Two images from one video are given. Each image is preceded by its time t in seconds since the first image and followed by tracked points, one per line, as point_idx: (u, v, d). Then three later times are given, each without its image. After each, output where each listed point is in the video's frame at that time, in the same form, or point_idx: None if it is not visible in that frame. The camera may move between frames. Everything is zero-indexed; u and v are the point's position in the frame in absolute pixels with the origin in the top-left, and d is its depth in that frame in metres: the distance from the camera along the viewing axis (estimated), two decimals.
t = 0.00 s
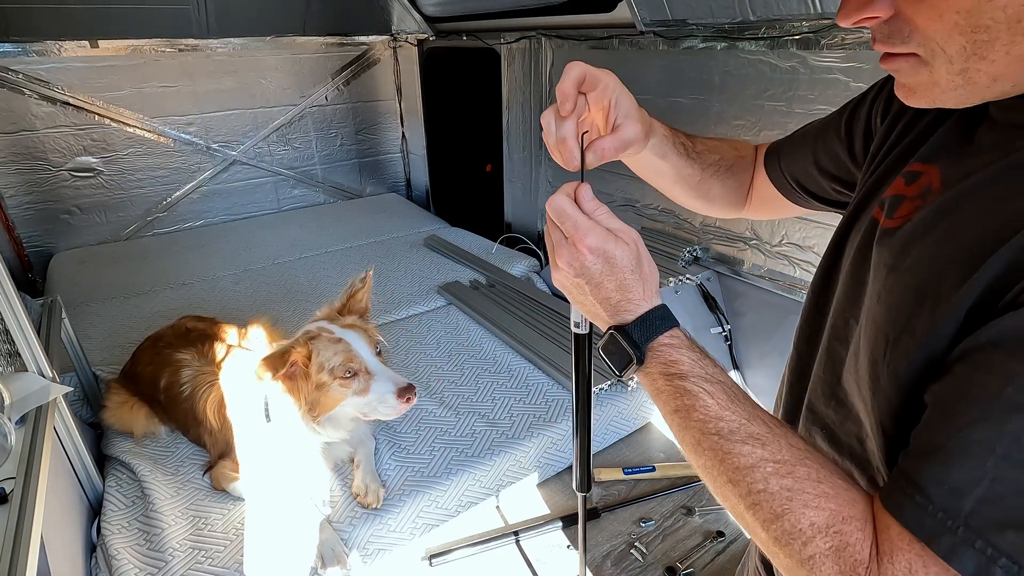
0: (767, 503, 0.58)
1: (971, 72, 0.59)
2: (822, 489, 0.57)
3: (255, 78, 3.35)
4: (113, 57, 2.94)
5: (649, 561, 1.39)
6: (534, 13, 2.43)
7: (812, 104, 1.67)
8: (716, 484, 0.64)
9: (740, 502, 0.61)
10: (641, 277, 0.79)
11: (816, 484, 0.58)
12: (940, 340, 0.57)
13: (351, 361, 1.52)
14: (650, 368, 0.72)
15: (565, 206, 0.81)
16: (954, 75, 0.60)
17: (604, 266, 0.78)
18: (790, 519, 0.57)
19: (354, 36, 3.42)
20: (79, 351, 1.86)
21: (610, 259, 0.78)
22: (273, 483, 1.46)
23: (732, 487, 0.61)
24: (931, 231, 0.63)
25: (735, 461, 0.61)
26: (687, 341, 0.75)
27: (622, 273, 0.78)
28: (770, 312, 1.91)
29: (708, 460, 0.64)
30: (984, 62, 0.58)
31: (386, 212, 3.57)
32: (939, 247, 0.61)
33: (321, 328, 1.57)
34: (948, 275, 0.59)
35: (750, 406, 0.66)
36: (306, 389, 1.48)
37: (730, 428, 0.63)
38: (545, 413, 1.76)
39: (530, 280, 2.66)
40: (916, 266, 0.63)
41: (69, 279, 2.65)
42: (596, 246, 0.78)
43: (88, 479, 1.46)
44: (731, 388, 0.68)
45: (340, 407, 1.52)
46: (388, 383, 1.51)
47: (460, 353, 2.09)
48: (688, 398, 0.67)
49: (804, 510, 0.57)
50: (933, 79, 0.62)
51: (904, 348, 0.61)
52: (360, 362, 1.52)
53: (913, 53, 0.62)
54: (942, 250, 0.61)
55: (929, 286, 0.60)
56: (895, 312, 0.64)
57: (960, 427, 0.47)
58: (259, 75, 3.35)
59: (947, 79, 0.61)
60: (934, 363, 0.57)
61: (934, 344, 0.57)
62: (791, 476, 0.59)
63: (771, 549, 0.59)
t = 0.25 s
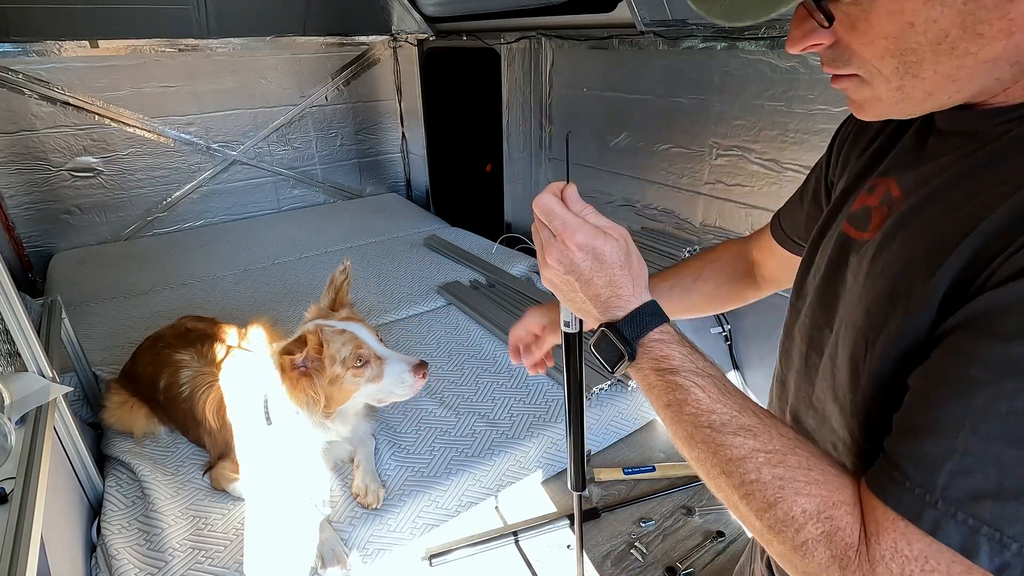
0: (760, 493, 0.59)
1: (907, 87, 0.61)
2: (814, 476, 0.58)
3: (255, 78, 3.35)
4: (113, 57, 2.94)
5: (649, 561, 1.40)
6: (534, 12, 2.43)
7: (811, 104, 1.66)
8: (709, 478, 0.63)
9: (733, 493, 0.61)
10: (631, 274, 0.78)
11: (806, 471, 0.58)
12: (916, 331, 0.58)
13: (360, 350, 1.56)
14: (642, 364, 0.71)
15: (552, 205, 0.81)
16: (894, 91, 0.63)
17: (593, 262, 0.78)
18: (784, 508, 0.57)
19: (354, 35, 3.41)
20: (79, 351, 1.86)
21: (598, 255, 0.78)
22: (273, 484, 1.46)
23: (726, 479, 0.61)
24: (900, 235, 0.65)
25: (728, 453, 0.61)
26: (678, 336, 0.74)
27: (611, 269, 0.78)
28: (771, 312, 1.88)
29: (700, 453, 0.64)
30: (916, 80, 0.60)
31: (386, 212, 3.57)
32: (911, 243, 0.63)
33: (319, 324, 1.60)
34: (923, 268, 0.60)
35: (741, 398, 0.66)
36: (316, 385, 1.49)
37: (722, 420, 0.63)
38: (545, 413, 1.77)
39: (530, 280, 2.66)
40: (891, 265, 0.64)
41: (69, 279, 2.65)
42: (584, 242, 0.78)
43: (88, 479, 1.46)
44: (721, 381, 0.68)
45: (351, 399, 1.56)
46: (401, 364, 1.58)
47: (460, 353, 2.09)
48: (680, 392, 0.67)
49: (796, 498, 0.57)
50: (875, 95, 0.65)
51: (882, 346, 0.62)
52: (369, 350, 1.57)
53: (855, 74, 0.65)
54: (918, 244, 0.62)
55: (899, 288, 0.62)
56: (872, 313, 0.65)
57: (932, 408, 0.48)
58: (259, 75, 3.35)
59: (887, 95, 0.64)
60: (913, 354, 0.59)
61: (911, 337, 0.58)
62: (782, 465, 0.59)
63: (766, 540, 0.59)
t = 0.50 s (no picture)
0: (757, 470, 0.59)
1: (828, 100, 0.67)
2: (808, 451, 0.58)
3: (255, 78, 3.34)
4: (113, 57, 2.94)
5: (649, 561, 1.40)
6: (534, 12, 2.43)
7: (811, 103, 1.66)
8: (705, 459, 0.63)
9: (730, 474, 0.61)
10: (620, 267, 0.79)
11: (800, 446, 0.59)
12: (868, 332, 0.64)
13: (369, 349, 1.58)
14: (635, 355, 0.72)
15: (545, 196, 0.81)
16: (815, 104, 0.68)
17: (582, 255, 0.78)
18: (781, 483, 0.57)
19: (354, 35, 3.41)
20: (79, 351, 1.86)
21: (587, 248, 0.78)
22: (273, 484, 1.45)
23: (723, 461, 0.61)
24: (843, 248, 0.72)
25: (724, 434, 0.61)
26: (669, 325, 0.74)
27: (599, 262, 0.78)
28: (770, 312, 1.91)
29: (696, 435, 0.64)
30: (837, 92, 0.65)
31: (386, 212, 3.57)
32: (857, 240, 0.70)
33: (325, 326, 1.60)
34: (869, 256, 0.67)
35: (733, 382, 0.66)
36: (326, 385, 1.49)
37: (717, 404, 0.63)
38: (545, 413, 1.77)
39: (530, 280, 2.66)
40: (843, 262, 0.71)
41: (68, 279, 2.66)
42: (573, 236, 0.78)
43: (88, 479, 1.46)
44: (713, 367, 0.68)
45: (359, 398, 1.56)
46: (408, 361, 1.61)
47: (460, 353, 2.09)
48: (674, 379, 0.67)
49: (793, 473, 0.57)
50: (800, 108, 0.70)
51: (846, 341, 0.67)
52: (378, 349, 1.59)
53: (784, 88, 0.70)
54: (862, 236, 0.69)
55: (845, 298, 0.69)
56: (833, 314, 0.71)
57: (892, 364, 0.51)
58: (259, 75, 3.35)
59: (810, 107, 0.69)
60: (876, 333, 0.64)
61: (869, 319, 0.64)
62: (777, 442, 0.59)
63: (766, 519, 0.59)
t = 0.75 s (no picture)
0: (754, 456, 0.59)
1: (783, 113, 0.72)
2: (801, 430, 0.58)
3: (255, 78, 3.34)
4: (113, 57, 2.94)
5: (649, 561, 1.40)
6: (534, 12, 2.43)
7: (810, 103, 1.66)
8: (702, 449, 0.63)
9: (725, 463, 0.61)
10: (604, 265, 0.79)
11: (793, 427, 0.59)
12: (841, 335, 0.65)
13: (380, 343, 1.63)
14: (624, 352, 0.72)
15: (528, 195, 0.81)
16: (770, 118, 0.74)
17: (566, 255, 0.78)
18: (778, 466, 0.57)
19: (354, 35, 3.41)
20: (79, 351, 1.86)
21: (571, 248, 0.78)
22: (273, 485, 1.45)
23: (719, 450, 0.61)
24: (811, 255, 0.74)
25: (718, 422, 0.61)
26: (655, 320, 0.74)
27: (583, 261, 0.78)
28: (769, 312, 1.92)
29: (691, 426, 0.63)
30: (791, 107, 0.70)
31: (386, 212, 3.57)
32: (820, 246, 0.72)
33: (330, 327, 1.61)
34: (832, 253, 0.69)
35: (723, 371, 0.66)
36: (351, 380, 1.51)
37: (708, 393, 0.63)
38: (545, 412, 1.77)
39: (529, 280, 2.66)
40: (811, 269, 0.73)
41: (69, 279, 2.65)
42: (556, 236, 0.78)
43: (88, 478, 1.46)
44: (702, 358, 0.68)
45: (371, 390, 1.60)
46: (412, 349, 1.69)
47: (460, 353, 2.09)
48: (664, 372, 0.67)
49: (789, 455, 0.57)
50: (757, 121, 0.76)
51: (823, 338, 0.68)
52: (387, 342, 1.65)
53: (742, 102, 0.75)
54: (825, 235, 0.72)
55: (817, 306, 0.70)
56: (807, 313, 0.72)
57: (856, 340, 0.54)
58: (259, 75, 3.35)
59: (765, 121, 0.75)
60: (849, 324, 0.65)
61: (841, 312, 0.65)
62: (771, 427, 0.59)
63: (765, 505, 0.59)
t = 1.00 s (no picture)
0: (765, 450, 0.58)
1: (769, 127, 0.73)
2: (809, 422, 0.58)
3: (255, 78, 3.34)
4: (113, 57, 2.94)
5: (650, 561, 1.40)
6: (534, 12, 2.43)
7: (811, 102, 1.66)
8: (712, 447, 0.63)
9: (735, 460, 0.61)
10: (602, 268, 0.78)
11: (803, 419, 0.59)
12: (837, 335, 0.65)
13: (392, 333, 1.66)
14: (626, 353, 0.72)
15: (527, 195, 0.80)
16: (759, 132, 0.74)
17: (564, 258, 0.78)
18: (790, 459, 0.57)
19: (354, 35, 3.41)
20: (78, 351, 1.86)
21: (568, 251, 0.78)
22: (272, 482, 1.45)
23: (729, 446, 0.61)
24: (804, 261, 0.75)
25: (727, 418, 0.61)
26: (656, 320, 0.74)
27: (581, 264, 0.78)
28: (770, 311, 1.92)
29: (701, 424, 0.63)
30: (778, 121, 0.71)
31: (386, 212, 3.57)
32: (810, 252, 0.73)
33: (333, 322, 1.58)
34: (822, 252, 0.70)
35: (726, 369, 0.66)
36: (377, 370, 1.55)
37: (714, 391, 0.63)
38: (545, 412, 1.77)
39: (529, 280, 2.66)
40: (804, 274, 0.73)
41: (68, 279, 2.65)
42: (554, 239, 0.78)
43: (88, 478, 1.46)
44: (705, 356, 0.68)
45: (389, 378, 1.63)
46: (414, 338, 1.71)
47: (460, 353, 2.09)
48: (669, 371, 0.67)
49: (801, 447, 0.57)
50: (744, 135, 0.76)
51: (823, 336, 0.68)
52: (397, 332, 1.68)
53: (730, 117, 0.75)
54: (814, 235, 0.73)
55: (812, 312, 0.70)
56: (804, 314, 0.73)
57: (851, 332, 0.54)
58: (259, 75, 3.35)
59: (754, 134, 0.75)
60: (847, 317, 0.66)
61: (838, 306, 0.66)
62: (780, 421, 0.59)
63: (778, 501, 0.59)
